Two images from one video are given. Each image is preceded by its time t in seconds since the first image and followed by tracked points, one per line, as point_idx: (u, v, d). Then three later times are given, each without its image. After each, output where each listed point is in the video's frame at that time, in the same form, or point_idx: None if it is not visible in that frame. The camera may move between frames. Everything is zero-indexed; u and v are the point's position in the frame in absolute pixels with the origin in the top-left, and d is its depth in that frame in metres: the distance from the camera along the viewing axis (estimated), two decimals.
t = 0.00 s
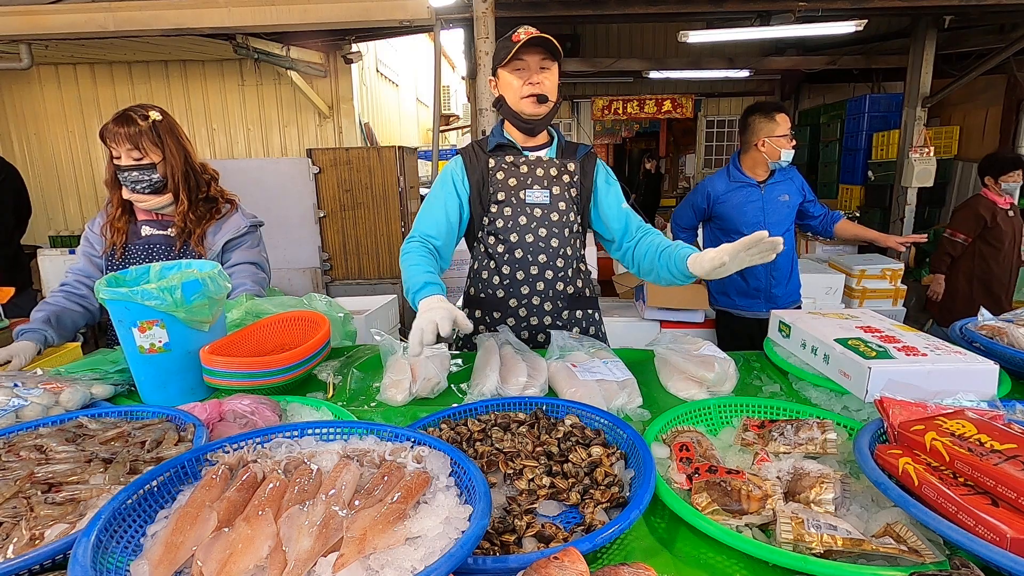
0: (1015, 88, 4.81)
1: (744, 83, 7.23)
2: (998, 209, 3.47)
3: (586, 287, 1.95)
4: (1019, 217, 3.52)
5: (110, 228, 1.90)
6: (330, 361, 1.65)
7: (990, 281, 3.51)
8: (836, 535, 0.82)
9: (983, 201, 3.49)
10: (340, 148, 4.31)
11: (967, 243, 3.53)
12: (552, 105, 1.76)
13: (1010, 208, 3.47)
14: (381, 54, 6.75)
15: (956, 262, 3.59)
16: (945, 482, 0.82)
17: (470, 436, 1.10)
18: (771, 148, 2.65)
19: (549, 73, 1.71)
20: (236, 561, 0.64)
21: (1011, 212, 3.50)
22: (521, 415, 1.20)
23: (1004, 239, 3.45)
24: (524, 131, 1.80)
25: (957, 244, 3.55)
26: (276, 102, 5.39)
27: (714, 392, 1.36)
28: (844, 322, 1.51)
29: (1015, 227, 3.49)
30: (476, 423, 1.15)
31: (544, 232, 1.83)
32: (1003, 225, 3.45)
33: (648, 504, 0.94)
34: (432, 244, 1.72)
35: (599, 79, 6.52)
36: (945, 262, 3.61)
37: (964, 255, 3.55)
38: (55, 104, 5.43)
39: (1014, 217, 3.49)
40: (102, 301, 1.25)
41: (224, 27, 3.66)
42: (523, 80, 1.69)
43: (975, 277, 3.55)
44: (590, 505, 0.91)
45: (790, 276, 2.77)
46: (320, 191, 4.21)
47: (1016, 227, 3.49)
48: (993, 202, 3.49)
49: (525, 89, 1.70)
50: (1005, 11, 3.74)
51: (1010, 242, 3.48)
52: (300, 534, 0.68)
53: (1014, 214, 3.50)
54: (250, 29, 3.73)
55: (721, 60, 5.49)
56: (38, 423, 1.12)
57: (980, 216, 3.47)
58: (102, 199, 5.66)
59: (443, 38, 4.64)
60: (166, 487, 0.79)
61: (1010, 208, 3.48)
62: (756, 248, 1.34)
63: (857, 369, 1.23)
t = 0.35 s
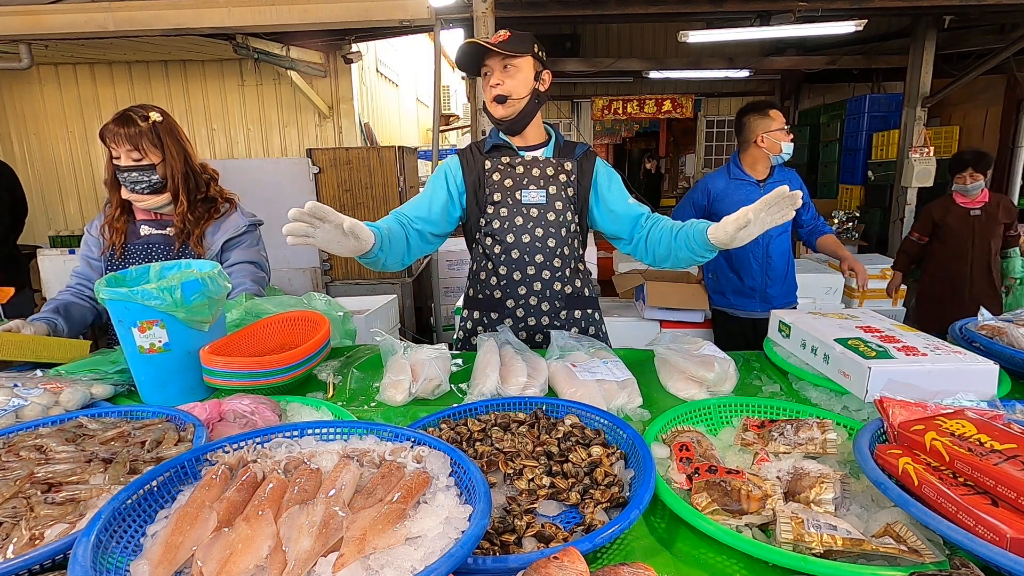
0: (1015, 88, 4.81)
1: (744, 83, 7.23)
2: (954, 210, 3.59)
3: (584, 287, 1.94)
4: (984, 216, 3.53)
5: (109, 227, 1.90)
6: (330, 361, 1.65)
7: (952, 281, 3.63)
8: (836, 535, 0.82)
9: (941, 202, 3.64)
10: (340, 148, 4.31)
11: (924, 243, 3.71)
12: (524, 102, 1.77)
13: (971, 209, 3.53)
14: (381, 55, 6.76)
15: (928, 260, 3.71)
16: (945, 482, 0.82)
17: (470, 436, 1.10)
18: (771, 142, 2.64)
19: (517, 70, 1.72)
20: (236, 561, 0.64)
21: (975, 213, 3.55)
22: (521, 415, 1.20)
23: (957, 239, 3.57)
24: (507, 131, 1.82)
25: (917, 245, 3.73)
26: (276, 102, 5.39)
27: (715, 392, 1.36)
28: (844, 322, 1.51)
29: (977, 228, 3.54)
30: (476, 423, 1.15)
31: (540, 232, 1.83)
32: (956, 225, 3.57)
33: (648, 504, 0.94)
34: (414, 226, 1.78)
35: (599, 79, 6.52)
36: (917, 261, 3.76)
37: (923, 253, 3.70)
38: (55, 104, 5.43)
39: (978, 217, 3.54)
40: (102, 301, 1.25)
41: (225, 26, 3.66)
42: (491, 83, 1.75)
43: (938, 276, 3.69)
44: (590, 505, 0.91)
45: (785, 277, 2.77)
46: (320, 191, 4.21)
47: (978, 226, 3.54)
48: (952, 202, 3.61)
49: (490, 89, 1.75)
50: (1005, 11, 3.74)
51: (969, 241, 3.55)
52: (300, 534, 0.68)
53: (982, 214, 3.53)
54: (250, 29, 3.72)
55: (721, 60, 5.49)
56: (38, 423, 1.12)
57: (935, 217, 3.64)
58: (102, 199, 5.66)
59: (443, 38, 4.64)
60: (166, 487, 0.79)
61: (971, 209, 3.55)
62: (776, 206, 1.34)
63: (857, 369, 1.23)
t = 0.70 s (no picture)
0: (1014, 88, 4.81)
1: (744, 83, 7.23)
2: (945, 215, 3.62)
3: (582, 286, 1.93)
4: (974, 224, 3.49)
5: (110, 228, 1.90)
6: (330, 362, 1.65)
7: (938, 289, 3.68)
8: (836, 535, 0.82)
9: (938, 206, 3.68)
10: (340, 148, 4.31)
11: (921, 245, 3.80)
12: (515, 97, 1.75)
13: (962, 216, 3.52)
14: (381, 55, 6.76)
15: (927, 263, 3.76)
16: (945, 482, 0.82)
17: (470, 436, 1.10)
18: (767, 142, 2.64)
19: (507, 69, 1.73)
20: (236, 561, 0.64)
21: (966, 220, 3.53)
22: (521, 415, 1.20)
23: (946, 245, 3.61)
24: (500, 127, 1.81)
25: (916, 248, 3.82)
26: (277, 102, 5.39)
27: (714, 392, 1.36)
28: (844, 322, 1.51)
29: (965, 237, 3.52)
30: (476, 423, 1.15)
31: (536, 233, 1.83)
32: (946, 231, 3.60)
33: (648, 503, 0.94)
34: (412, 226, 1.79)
35: (599, 79, 6.52)
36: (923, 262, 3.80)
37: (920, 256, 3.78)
38: (55, 104, 5.43)
39: (968, 225, 3.52)
40: (102, 301, 1.25)
41: (224, 26, 3.66)
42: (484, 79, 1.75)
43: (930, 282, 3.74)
44: (590, 505, 0.91)
45: (781, 278, 2.78)
46: (320, 191, 4.21)
47: (967, 235, 3.52)
48: (949, 207, 3.62)
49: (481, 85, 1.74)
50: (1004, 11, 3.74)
51: (955, 249, 3.57)
52: (300, 534, 0.68)
53: (973, 223, 3.50)
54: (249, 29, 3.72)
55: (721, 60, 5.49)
56: (38, 423, 1.12)
57: (929, 222, 3.70)
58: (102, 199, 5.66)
59: (443, 38, 4.64)
60: (166, 487, 0.79)
61: (964, 216, 3.53)
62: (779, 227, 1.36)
63: (857, 369, 1.23)
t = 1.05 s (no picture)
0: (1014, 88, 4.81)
1: (744, 83, 7.24)
2: (956, 215, 3.46)
3: (580, 286, 1.93)
4: (987, 225, 3.34)
5: (110, 229, 1.90)
6: (330, 361, 1.65)
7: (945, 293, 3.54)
8: (837, 535, 0.82)
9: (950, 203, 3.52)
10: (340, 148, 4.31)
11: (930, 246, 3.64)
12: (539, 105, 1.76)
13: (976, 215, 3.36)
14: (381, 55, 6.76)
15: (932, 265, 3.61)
16: (945, 482, 0.82)
17: (470, 436, 1.10)
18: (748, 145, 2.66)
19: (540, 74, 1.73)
20: (236, 561, 0.64)
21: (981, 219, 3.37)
22: (521, 415, 1.20)
23: (954, 247, 3.46)
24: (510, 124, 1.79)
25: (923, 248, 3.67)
26: (277, 102, 5.40)
27: (714, 393, 1.36)
28: (844, 322, 1.51)
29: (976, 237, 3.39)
30: (476, 423, 1.15)
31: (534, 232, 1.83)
32: (955, 232, 3.46)
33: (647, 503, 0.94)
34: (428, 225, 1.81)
35: (598, 79, 6.52)
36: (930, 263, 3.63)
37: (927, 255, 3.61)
38: (55, 105, 5.43)
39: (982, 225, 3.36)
40: (102, 301, 1.25)
41: (224, 27, 3.66)
42: (513, 75, 1.70)
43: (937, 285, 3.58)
44: (590, 505, 0.91)
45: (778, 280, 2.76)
46: (320, 191, 4.21)
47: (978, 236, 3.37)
48: (960, 205, 3.45)
49: (515, 82, 1.70)
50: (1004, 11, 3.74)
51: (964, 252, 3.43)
52: (300, 534, 0.68)
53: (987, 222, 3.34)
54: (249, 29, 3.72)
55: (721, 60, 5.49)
56: (38, 423, 1.12)
57: (937, 221, 3.55)
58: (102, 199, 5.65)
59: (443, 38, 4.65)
60: (166, 487, 0.79)
61: (978, 214, 3.37)
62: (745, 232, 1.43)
63: (857, 369, 1.23)
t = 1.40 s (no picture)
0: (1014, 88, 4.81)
1: (744, 83, 7.24)
2: (954, 221, 3.19)
3: (580, 287, 1.93)
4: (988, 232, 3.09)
5: (110, 229, 1.90)
6: (330, 361, 1.65)
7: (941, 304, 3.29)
8: (837, 535, 0.82)
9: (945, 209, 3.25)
10: (340, 148, 4.31)
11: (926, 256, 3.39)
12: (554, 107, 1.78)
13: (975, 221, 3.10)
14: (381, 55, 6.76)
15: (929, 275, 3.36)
16: (945, 482, 0.82)
17: (470, 436, 1.10)
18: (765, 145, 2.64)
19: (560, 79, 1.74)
20: (236, 562, 0.64)
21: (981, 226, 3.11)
22: (521, 415, 1.20)
23: (954, 256, 3.20)
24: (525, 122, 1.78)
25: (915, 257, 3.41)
26: (277, 102, 5.40)
27: (714, 392, 1.36)
28: (844, 322, 1.51)
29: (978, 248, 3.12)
30: (476, 423, 1.15)
31: (536, 233, 1.83)
32: (953, 240, 3.20)
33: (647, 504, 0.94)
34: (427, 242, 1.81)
35: (598, 79, 6.51)
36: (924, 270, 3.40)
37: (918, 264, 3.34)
38: (55, 105, 5.43)
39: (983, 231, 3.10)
40: (102, 301, 1.25)
41: (224, 27, 3.66)
42: (536, 74, 1.70)
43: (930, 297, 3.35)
44: (590, 505, 0.91)
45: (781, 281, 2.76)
46: (320, 191, 4.21)
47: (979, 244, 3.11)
48: (956, 210, 3.20)
49: (539, 82, 1.70)
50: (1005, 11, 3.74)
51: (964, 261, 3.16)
52: (300, 534, 0.68)
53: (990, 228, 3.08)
54: (249, 29, 3.72)
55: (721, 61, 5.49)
56: (38, 423, 1.12)
57: (935, 227, 3.28)
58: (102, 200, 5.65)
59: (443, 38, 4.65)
60: (166, 486, 0.79)
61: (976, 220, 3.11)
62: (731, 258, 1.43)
63: (857, 369, 1.23)
